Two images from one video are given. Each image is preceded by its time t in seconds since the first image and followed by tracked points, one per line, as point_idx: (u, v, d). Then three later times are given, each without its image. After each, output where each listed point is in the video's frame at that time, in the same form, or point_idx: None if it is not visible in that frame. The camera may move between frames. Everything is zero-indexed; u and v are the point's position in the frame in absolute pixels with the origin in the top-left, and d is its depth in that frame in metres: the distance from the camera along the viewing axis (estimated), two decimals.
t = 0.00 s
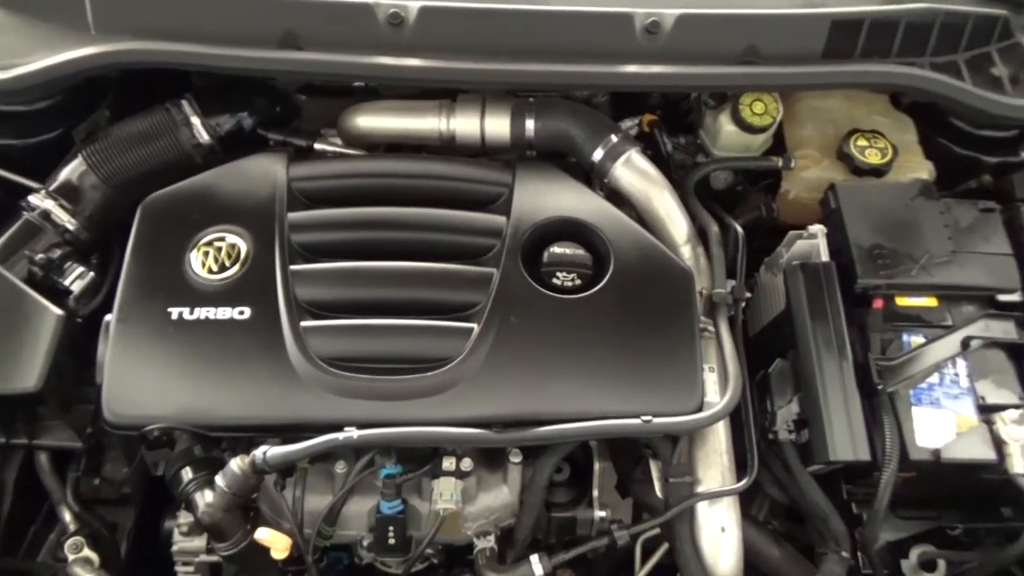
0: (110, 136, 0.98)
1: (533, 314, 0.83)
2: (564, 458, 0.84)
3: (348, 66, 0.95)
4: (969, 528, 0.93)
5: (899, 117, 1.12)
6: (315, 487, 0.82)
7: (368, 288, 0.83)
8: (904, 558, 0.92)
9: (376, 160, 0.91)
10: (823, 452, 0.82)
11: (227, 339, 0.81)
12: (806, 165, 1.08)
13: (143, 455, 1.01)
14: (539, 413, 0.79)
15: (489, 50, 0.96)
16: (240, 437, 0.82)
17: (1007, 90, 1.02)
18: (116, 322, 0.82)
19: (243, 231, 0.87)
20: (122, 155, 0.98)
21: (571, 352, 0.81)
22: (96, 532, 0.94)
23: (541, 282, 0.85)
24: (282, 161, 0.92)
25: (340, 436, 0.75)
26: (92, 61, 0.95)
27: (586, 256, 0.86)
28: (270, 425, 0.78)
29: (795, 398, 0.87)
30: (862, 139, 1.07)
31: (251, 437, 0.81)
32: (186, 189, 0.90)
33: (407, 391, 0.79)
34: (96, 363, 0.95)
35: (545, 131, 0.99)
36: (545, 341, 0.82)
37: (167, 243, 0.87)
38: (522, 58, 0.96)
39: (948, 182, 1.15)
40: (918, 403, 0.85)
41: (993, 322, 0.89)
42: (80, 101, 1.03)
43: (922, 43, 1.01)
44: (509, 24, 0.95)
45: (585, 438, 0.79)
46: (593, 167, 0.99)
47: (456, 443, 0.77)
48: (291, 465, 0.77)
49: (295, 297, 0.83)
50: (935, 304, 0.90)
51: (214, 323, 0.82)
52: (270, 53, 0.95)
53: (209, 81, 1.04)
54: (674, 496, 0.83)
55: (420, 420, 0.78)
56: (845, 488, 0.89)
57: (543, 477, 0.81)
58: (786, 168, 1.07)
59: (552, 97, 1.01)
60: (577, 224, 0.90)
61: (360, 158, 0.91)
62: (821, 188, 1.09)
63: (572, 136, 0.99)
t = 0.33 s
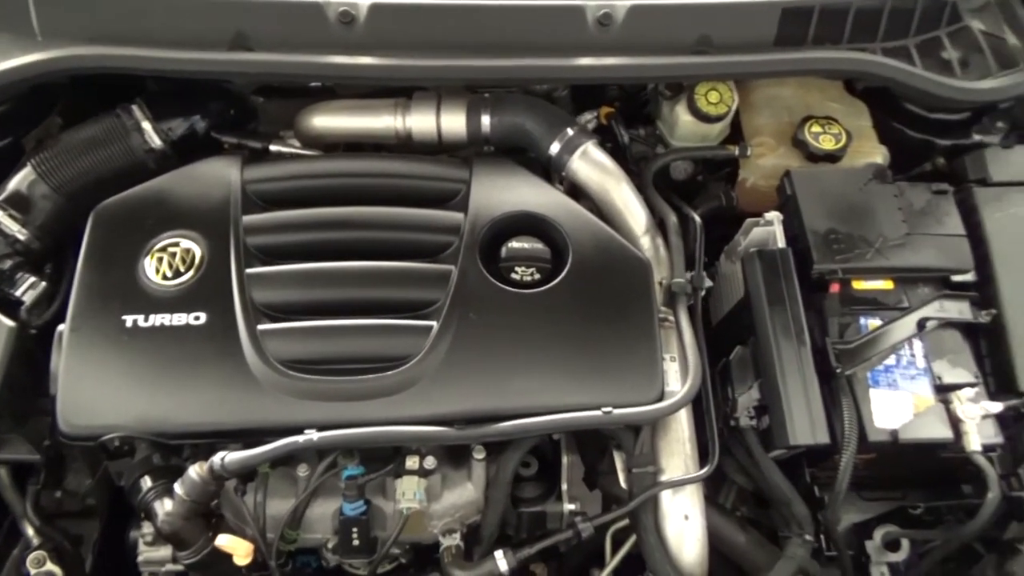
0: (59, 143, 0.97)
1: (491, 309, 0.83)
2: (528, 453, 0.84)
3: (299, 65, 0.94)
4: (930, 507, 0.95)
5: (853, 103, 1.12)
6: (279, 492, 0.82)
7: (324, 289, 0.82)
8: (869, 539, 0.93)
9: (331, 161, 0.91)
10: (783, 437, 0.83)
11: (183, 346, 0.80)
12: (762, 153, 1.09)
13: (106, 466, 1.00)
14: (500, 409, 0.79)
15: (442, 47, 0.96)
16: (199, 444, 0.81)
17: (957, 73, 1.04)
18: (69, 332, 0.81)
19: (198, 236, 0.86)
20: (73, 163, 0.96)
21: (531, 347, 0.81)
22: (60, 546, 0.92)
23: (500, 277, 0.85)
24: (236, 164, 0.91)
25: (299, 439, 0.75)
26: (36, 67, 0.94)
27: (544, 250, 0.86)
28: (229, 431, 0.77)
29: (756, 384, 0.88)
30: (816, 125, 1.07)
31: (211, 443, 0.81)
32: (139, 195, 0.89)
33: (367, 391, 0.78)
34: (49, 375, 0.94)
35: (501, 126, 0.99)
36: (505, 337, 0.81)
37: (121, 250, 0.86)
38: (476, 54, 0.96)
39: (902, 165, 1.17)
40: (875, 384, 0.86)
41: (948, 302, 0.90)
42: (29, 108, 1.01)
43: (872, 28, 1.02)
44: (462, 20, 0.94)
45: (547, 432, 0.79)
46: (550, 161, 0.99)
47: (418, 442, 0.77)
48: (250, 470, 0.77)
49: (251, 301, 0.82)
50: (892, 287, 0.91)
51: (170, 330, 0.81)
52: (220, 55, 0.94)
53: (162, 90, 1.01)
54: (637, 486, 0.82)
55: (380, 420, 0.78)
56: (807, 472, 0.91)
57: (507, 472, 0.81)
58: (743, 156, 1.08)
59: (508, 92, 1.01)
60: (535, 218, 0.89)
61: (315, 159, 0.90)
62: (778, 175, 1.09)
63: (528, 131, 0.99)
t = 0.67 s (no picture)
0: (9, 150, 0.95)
1: (451, 306, 0.82)
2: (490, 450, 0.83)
3: (251, 66, 0.93)
4: (891, 490, 0.96)
5: (809, 93, 1.13)
6: (240, 497, 0.81)
7: (282, 290, 0.81)
8: (834, 523, 0.94)
9: (287, 162, 0.90)
10: (745, 425, 0.83)
11: (139, 352, 0.79)
12: (719, 144, 1.10)
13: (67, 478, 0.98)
14: (462, 406, 0.78)
15: (397, 44, 0.95)
16: (159, 450, 0.80)
17: (909, 61, 1.05)
18: (22, 342, 0.80)
19: (152, 240, 0.85)
20: (24, 170, 0.95)
21: (492, 343, 0.81)
22: (21, 559, 0.92)
23: (460, 274, 0.85)
24: (190, 166, 0.90)
25: (258, 442, 0.74)
26: None
27: (503, 245, 0.86)
28: (187, 436, 0.77)
29: (717, 373, 0.89)
30: (772, 115, 1.08)
31: (171, 449, 0.80)
32: (91, 201, 0.88)
33: (327, 393, 0.78)
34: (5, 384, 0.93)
35: (459, 123, 0.98)
36: (464, 334, 0.81)
37: (73, 257, 0.85)
38: (430, 51, 0.95)
39: (858, 153, 1.18)
40: (835, 369, 0.88)
41: (904, 286, 0.91)
42: None
43: (825, 17, 1.03)
44: (416, 16, 0.94)
45: (509, 428, 0.79)
46: (508, 156, 0.98)
47: (379, 441, 0.77)
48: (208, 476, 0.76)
49: (207, 305, 0.81)
50: (849, 273, 0.92)
51: (124, 336, 0.80)
52: (171, 56, 0.93)
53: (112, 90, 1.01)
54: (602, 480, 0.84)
55: (340, 420, 0.77)
56: (770, 459, 0.92)
57: (472, 469, 0.81)
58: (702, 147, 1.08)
59: (465, 88, 1.00)
60: (494, 214, 0.89)
61: (270, 160, 0.90)
62: (735, 165, 1.10)
63: (485, 127, 0.98)
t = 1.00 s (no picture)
0: None
1: (413, 304, 0.82)
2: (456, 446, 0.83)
3: (206, 66, 0.92)
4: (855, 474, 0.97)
5: (766, 83, 1.14)
6: (204, 501, 0.81)
7: (241, 292, 0.80)
8: (800, 508, 0.95)
9: (244, 163, 0.89)
10: (708, 413, 0.84)
11: (96, 359, 0.78)
12: (679, 135, 1.10)
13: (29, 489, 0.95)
14: (425, 404, 0.78)
15: (353, 42, 0.94)
16: (120, 457, 0.79)
17: (864, 49, 1.05)
18: None
19: (108, 245, 0.84)
20: None
21: (454, 339, 0.81)
22: None
23: (422, 271, 0.85)
24: (146, 169, 0.89)
25: (219, 446, 0.74)
26: None
27: (465, 242, 0.86)
28: (147, 442, 0.76)
29: (681, 362, 0.90)
30: (729, 106, 1.09)
31: (132, 455, 0.79)
32: (46, 206, 0.86)
33: (289, 393, 0.77)
34: None
35: (418, 120, 0.98)
36: (427, 331, 0.81)
37: (29, 264, 0.84)
38: (387, 48, 0.95)
39: (817, 141, 1.19)
40: (795, 356, 0.89)
41: (862, 272, 0.93)
42: None
43: (779, 8, 1.03)
44: (372, 14, 0.93)
45: (473, 423, 0.79)
46: (468, 152, 0.98)
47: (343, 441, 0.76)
48: (169, 481, 0.76)
49: (165, 309, 0.80)
50: (808, 261, 0.93)
51: (81, 343, 0.79)
52: (123, 58, 0.91)
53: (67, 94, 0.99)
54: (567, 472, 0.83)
55: (303, 421, 0.77)
56: (735, 446, 0.93)
57: (438, 466, 0.81)
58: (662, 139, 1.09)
59: (424, 85, 1.00)
60: (455, 211, 0.89)
61: (227, 161, 0.89)
62: (696, 157, 1.11)
63: (445, 123, 0.98)
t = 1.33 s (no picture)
0: None
1: (379, 302, 0.82)
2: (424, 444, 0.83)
3: (165, 68, 0.91)
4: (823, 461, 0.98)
5: (728, 76, 1.15)
6: (172, 505, 0.80)
7: (204, 295, 0.80)
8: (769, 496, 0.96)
9: (206, 164, 0.89)
10: (674, 404, 0.85)
11: (58, 364, 0.78)
12: (643, 129, 1.10)
13: None
14: (392, 402, 0.78)
15: (315, 42, 0.94)
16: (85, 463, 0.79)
17: (824, 41, 1.06)
18: None
19: (69, 250, 0.83)
20: None
21: (421, 337, 0.81)
22: None
23: (387, 270, 0.85)
24: (107, 173, 0.88)
25: (185, 449, 0.73)
26: None
27: (431, 240, 0.86)
28: (112, 447, 0.75)
29: (648, 354, 0.90)
30: (693, 100, 1.09)
31: (98, 461, 0.78)
32: (6, 212, 0.86)
33: (255, 394, 0.77)
34: None
35: (382, 119, 0.98)
36: (394, 328, 0.81)
37: None
38: (349, 47, 0.94)
39: (781, 133, 1.20)
40: (759, 346, 0.89)
41: (825, 261, 0.94)
42: None
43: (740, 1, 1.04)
44: (333, 13, 0.93)
45: (441, 420, 0.79)
46: (433, 150, 0.98)
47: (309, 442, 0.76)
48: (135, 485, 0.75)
49: (128, 313, 0.80)
50: (772, 252, 0.94)
51: (43, 349, 0.78)
52: (81, 60, 0.91)
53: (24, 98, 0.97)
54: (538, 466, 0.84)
55: (269, 423, 0.77)
56: (704, 436, 0.94)
57: (407, 464, 0.81)
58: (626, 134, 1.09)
59: (388, 83, 1.00)
60: (420, 209, 0.89)
61: (189, 163, 0.88)
62: (661, 151, 1.11)
63: (409, 121, 0.98)
